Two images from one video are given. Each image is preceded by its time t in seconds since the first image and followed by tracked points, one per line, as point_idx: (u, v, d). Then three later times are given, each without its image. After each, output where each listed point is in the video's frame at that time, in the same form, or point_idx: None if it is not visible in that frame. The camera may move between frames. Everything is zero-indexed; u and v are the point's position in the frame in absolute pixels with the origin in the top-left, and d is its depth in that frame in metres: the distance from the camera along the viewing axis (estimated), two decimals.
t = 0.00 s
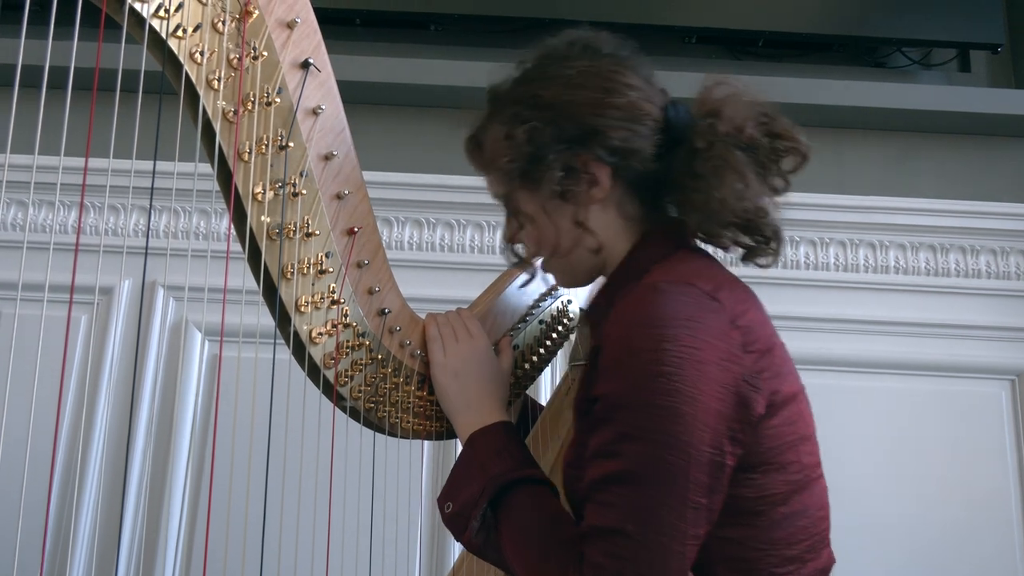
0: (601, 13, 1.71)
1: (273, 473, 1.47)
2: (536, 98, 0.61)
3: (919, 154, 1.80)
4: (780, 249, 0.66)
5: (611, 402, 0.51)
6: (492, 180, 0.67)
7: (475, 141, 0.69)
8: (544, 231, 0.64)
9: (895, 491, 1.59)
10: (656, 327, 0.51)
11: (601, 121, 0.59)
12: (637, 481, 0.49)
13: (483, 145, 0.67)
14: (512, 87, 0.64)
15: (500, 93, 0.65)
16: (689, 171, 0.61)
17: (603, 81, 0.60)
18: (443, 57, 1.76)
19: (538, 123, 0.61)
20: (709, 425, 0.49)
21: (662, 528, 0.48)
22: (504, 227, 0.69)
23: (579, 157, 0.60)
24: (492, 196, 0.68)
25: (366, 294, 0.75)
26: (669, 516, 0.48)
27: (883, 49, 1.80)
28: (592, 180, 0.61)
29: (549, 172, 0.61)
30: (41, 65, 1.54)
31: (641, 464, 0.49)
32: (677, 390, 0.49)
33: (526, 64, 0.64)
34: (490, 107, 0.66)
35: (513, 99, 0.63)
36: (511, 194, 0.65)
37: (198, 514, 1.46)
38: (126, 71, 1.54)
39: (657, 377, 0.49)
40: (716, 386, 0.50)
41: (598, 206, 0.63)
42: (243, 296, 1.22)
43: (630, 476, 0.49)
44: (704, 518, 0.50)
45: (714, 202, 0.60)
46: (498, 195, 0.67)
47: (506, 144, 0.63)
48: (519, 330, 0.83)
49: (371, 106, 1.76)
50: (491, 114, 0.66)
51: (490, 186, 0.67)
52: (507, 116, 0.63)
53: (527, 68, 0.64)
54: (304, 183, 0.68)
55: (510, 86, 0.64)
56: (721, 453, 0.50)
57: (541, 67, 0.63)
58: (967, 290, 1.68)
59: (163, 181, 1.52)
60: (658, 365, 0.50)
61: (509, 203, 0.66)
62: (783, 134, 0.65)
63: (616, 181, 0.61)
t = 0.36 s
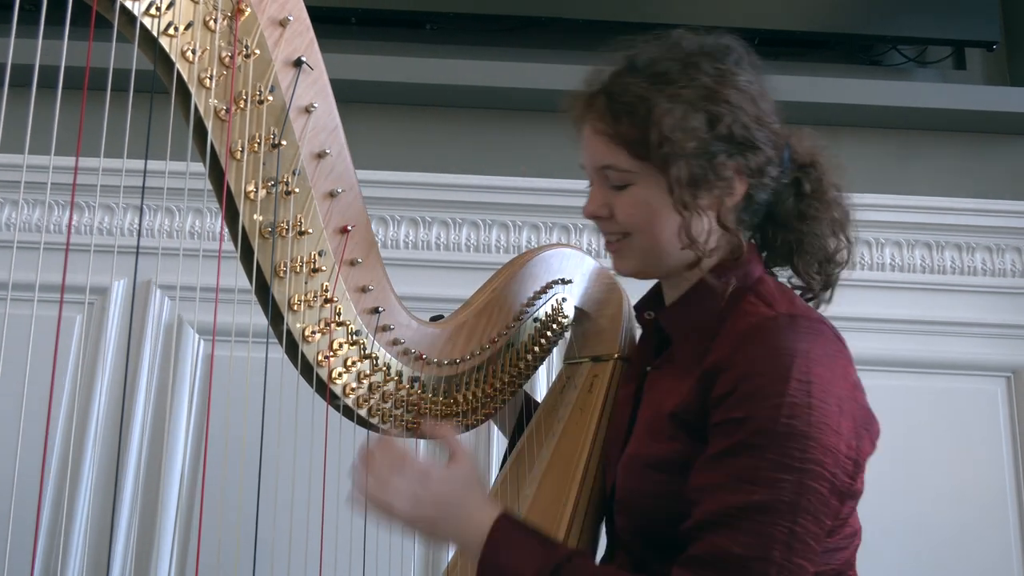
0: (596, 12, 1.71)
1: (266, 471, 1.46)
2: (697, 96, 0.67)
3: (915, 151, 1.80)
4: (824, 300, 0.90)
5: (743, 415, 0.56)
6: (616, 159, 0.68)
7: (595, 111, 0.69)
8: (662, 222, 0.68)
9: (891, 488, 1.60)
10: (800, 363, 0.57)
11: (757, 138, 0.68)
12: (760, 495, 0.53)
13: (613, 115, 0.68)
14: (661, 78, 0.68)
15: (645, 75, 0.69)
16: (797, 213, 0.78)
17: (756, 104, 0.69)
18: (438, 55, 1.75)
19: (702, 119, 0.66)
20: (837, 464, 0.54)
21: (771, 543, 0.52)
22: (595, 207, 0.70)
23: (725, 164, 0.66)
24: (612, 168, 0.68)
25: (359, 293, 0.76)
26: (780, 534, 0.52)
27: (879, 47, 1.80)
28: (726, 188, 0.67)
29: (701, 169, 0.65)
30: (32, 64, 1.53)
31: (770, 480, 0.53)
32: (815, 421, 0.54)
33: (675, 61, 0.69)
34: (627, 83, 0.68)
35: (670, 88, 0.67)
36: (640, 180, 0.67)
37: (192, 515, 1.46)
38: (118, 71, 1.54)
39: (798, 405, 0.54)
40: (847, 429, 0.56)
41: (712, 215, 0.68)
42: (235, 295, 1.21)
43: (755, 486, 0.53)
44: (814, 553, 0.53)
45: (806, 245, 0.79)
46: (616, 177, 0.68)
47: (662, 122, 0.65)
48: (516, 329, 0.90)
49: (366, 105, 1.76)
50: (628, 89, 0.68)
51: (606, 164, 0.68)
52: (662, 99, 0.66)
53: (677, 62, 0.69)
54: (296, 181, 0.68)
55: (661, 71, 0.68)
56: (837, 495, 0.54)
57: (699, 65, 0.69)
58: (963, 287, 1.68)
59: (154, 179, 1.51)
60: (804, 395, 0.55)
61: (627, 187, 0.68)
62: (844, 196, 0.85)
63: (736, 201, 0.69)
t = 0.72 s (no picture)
0: (592, 9, 1.71)
1: (256, 469, 1.46)
2: (754, 112, 0.80)
3: (908, 151, 1.81)
4: (839, 313, 0.97)
5: (765, 422, 0.67)
6: (673, 169, 0.80)
7: (656, 122, 0.82)
8: (711, 229, 0.80)
9: (882, 488, 1.60)
10: (816, 384, 0.67)
11: (800, 155, 0.82)
12: (767, 489, 0.64)
13: (675, 125, 0.80)
14: (720, 94, 0.81)
15: (706, 91, 0.82)
16: (825, 227, 0.86)
17: (801, 126, 0.83)
18: (433, 52, 1.75)
19: (759, 133, 0.80)
20: (838, 473, 0.65)
21: (770, 530, 0.64)
22: (642, 212, 0.81)
23: (773, 178, 0.80)
24: (669, 178, 0.80)
25: (350, 289, 0.75)
26: (782, 524, 0.64)
27: (873, 46, 1.80)
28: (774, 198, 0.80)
29: (756, 180, 0.78)
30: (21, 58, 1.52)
31: (778, 480, 0.64)
32: (824, 435, 0.65)
33: (731, 78, 0.83)
34: (690, 97, 0.81)
35: (729, 104, 0.80)
36: (694, 190, 0.80)
37: (182, 511, 1.46)
38: (109, 65, 1.53)
39: (814, 420, 0.66)
40: (851, 446, 0.66)
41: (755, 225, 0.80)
42: (226, 291, 1.21)
43: (763, 482, 0.65)
44: (808, 546, 0.64)
45: (831, 258, 0.87)
46: (671, 186, 0.80)
47: (723, 136, 0.78)
48: (510, 325, 0.90)
49: (360, 101, 1.75)
50: (691, 102, 0.81)
51: (662, 174, 0.80)
52: (722, 113, 0.80)
53: (733, 80, 0.83)
54: (288, 176, 0.68)
55: (719, 88, 0.82)
56: (834, 500, 0.65)
57: (757, 82, 0.83)
58: (955, 287, 1.68)
59: (144, 174, 1.50)
60: (817, 411, 0.66)
61: (680, 196, 0.80)
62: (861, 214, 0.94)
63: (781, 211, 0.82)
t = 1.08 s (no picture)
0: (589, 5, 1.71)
1: (254, 465, 1.46)
2: (731, 125, 0.80)
3: (905, 147, 1.81)
4: (838, 305, 0.97)
5: (797, 424, 0.68)
6: (659, 186, 0.80)
7: (638, 142, 0.82)
8: (700, 241, 0.80)
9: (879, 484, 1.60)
10: (838, 384, 0.70)
11: (783, 160, 0.82)
12: (813, 490, 0.65)
13: (656, 144, 0.80)
14: (697, 109, 0.81)
15: (683, 107, 0.82)
16: (817, 222, 0.87)
17: (781, 128, 0.83)
18: (430, 48, 1.74)
19: (737, 146, 0.79)
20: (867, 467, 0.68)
21: (821, 530, 0.65)
22: (635, 229, 0.82)
23: (757, 185, 0.80)
24: (654, 196, 0.81)
25: (349, 285, 0.75)
26: (830, 522, 0.65)
27: (870, 43, 1.80)
28: (759, 206, 0.81)
29: (738, 191, 0.79)
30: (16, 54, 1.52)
31: (820, 481, 0.66)
32: (853, 432, 0.68)
33: (707, 91, 0.83)
34: (668, 115, 0.81)
35: (706, 120, 0.80)
36: (681, 205, 0.80)
37: (180, 509, 1.45)
38: (104, 61, 1.52)
39: (841, 419, 0.68)
40: (873, 441, 0.69)
41: (742, 231, 0.82)
42: (224, 288, 1.20)
43: (807, 484, 0.66)
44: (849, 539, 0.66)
45: (824, 253, 0.87)
46: (660, 203, 0.81)
47: (702, 152, 0.78)
48: (509, 322, 0.90)
49: (357, 98, 1.74)
50: (669, 120, 0.81)
51: (649, 192, 0.81)
52: (701, 129, 0.79)
53: (709, 93, 0.82)
54: (286, 171, 0.67)
55: (696, 103, 0.82)
56: (864, 492, 0.68)
57: (733, 92, 0.82)
58: (952, 283, 1.69)
59: (141, 171, 1.50)
60: (844, 410, 0.68)
61: (669, 211, 0.81)
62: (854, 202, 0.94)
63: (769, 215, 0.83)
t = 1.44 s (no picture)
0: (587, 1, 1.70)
1: (245, 460, 1.45)
2: (718, 128, 0.80)
3: (902, 146, 1.81)
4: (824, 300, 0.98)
5: (816, 403, 0.69)
6: (647, 191, 0.80)
7: (624, 147, 0.82)
8: (689, 244, 0.80)
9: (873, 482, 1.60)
10: (854, 368, 0.71)
11: (768, 162, 0.82)
12: (837, 463, 0.66)
13: (643, 150, 0.80)
14: (683, 113, 0.81)
15: (668, 112, 0.81)
16: (803, 219, 0.87)
17: (766, 129, 0.83)
18: (427, 43, 1.74)
19: (725, 150, 0.79)
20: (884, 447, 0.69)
21: (844, 502, 0.65)
22: (623, 233, 0.82)
23: (744, 188, 0.81)
24: (643, 201, 0.81)
25: (341, 277, 0.75)
26: (852, 494, 0.66)
27: (869, 41, 1.80)
28: (746, 209, 0.82)
29: (725, 196, 0.79)
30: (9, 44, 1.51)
31: (842, 455, 0.67)
32: (869, 411, 0.69)
33: (693, 94, 0.82)
34: (654, 120, 0.81)
35: (692, 124, 0.80)
36: (667, 210, 0.80)
37: (171, 503, 1.45)
38: (96, 53, 1.51)
39: (858, 398, 0.69)
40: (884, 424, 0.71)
41: (729, 233, 0.83)
42: (216, 282, 1.19)
43: (831, 458, 0.66)
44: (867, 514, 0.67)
45: (811, 251, 0.88)
46: (648, 207, 0.81)
47: (689, 158, 0.78)
48: (502, 317, 0.90)
49: (354, 92, 1.74)
50: (656, 124, 0.80)
51: (637, 196, 0.81)
52: (687, 133, 0.79)
53: (695, 96, 0.82)
54: (279, 163, 0.67)
55: (682, 107, 0.82)
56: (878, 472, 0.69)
57: (719, 94, 0.82)
58: (948, 282, 1.68)
59: (133, 164, 1.49)
60: (861, 392, 0.70)
61: (657, 215, 0.81)
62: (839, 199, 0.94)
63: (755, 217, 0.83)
